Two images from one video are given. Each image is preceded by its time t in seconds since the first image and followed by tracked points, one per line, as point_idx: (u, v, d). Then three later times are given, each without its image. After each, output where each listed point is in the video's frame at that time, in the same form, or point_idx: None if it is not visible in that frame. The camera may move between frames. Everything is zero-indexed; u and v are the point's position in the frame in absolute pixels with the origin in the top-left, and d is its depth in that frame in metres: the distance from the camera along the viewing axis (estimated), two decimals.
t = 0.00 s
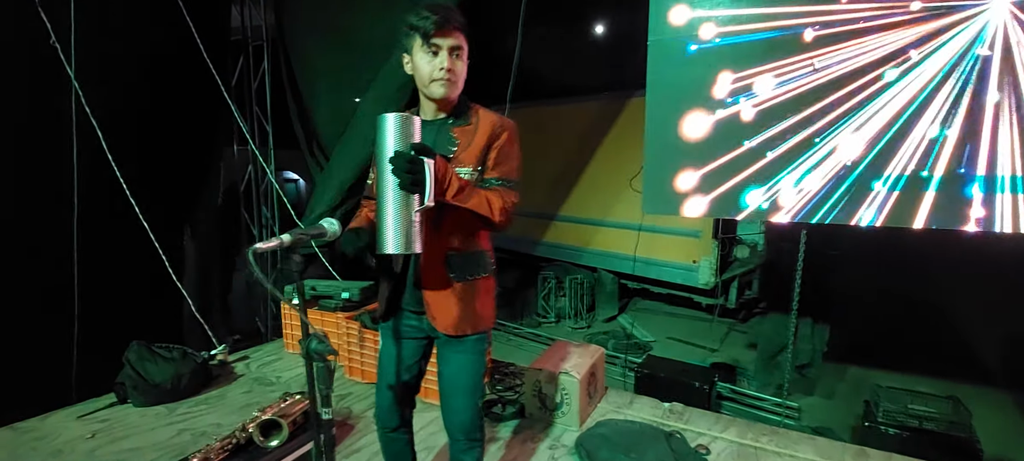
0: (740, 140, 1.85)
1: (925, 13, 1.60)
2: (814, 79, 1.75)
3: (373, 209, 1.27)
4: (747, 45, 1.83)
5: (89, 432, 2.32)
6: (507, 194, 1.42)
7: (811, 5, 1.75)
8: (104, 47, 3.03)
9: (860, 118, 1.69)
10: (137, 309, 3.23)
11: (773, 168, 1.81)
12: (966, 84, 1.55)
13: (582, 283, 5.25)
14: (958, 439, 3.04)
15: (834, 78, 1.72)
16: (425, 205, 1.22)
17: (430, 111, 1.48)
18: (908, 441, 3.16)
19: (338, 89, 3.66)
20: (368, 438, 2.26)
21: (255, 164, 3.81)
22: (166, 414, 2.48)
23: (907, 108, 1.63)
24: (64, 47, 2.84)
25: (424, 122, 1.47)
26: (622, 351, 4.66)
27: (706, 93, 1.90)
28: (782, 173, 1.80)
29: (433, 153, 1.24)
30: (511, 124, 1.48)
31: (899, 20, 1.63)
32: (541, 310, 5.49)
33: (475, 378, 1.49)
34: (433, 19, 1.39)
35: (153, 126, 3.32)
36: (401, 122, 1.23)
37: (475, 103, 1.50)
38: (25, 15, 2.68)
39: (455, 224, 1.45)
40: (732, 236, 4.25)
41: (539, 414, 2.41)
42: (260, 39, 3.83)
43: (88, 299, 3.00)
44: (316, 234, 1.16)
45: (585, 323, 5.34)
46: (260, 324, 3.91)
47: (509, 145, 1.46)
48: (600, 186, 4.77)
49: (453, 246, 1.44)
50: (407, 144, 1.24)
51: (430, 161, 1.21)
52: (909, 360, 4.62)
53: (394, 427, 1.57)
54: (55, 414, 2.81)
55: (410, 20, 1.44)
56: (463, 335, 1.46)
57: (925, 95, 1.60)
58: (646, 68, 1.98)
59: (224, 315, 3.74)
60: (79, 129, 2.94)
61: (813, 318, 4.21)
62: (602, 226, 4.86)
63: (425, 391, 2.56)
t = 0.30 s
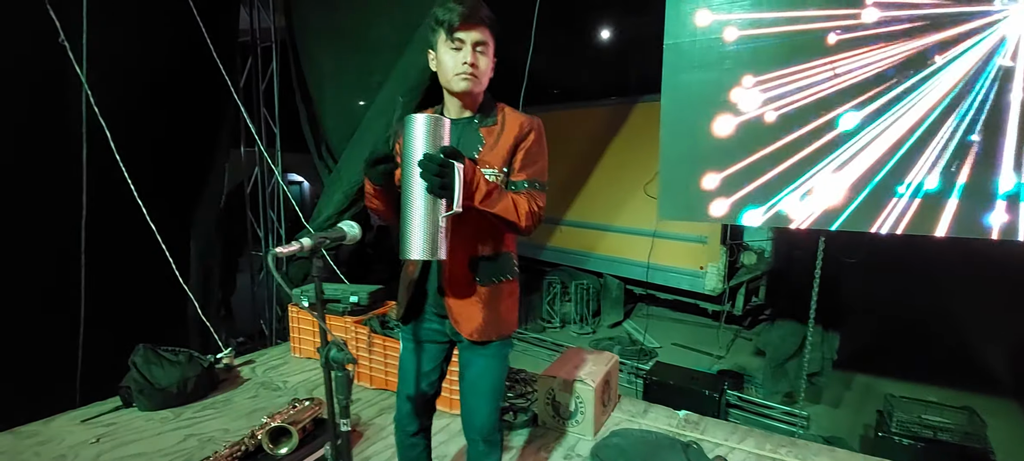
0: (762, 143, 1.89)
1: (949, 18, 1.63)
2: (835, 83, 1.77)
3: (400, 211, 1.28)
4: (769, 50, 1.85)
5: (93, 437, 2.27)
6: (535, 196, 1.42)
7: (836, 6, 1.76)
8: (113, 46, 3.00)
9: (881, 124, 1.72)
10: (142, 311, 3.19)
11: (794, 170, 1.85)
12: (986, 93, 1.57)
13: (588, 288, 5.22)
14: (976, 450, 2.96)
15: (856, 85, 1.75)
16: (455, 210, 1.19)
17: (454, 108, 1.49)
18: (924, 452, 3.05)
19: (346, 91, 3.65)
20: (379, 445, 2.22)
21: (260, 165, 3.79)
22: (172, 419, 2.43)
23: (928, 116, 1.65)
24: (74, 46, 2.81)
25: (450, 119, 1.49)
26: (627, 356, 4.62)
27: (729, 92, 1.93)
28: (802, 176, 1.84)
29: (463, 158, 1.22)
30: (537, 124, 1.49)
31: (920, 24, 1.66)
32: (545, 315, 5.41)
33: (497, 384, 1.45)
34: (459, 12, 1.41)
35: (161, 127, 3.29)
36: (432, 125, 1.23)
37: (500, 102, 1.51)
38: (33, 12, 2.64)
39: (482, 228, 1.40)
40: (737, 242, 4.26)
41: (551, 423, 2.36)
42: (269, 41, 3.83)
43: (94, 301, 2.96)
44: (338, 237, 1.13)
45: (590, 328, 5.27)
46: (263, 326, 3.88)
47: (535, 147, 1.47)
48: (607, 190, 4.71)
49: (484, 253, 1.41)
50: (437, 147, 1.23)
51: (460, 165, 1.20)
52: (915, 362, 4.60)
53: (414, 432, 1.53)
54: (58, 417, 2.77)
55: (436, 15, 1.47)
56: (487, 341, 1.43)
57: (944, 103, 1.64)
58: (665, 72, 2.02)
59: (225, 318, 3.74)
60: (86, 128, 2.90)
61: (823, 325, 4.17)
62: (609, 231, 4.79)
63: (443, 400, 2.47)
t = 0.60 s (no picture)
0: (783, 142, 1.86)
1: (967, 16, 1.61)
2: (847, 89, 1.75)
3: (424, 218, 1.28)
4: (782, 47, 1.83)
5: (107, 448, 2.26)
6: (556, 204, 1.41)
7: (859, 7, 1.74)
8: (124, 58, 3.01)
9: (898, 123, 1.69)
10: (153, 322, 3.18)
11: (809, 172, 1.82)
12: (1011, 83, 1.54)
13: (594, 293, 5.22)
14: (994, 454, 2.92)
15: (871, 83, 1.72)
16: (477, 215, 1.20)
17: (474, 113, 1.53)
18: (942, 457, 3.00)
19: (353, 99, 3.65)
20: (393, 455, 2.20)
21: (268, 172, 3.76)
22: (185, 430, 2.42)
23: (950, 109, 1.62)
24: (85, 58, 2.82)
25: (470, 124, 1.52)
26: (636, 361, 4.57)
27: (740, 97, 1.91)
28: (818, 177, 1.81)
29: (487, 162, 1.23)
30: (558, 132, 1.49)
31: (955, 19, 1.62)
32: (552, 319, 5.40)
33: (516, 394, 1.44)
34: (477, 15, 1.44)
35: (171, 138, 3.30)
36: (457, 130, 1.24)
37: (520, 108, 1.52)
38: (46, 24, 2.66)
39: (505, 237, 1.40)
40: (748, 242, 4.14)
41: (566, 432, 2.33)
42: (276, 50, 3.87)
43: (106, 312, 2.95)
44: (358, 250, 1.12)
45: (597, 332, 5.23)
46: (272, 334, 3.84)
47: (556, 155, 1.47)
48: (613, 194, 4.68)
49: (501, 258, 1.40)
50: (460, 152, 1.24)
51: (484, 170, 1.20)
52: (926, 364, 4.56)
53: (433, 443, 1.52)
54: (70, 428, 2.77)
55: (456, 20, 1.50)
56: (506, 351, 1.41)
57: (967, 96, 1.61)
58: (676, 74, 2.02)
59: (233, 326, 3.80)
60: (100, 139, 2.91)
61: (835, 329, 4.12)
62: (615, 234, 4.77)
63: (460, 410, 2.44)
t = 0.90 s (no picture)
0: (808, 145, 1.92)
1: (976, 19, 1.70)
2: (859, 97, 1.84)
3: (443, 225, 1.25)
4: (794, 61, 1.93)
5: (119, 456, 2.24)
6: (580, 214, 1.39)
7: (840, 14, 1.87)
8: (136, 64, 3.01)
9: (913, 128, 1.77)
10: (162, 328, 3.16)
11: (830, 178, 1.88)
12: None
13: (600, 298, 5.20)
14: None
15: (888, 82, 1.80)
16: (496, 221, 1.18)
17: (497, 124, 1.51)
18: None
19: (360, 104, 3.64)
20: None
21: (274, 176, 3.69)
22: (197, 437, 2.40)
23: (972, 104, 1.71)
24: (97, 64, 2.81)
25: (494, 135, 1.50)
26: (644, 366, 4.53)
27: (750, 103, 2.01)
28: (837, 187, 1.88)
29: (509, 168, 1.20)
30: (583, 141, 1.47)
31: (928, 21, 1.76)
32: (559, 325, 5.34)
33: (541, 408, 1.42)
34: (498, 26, 1.41)
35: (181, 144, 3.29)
36: (478, 133, 1.21)
37: (543, 117, 1.51)
38: (60, 30, 2.66)
39: (526, 246, 1.38)
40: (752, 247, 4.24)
41: (582, 440, 2.31)
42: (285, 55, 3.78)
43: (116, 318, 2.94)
44: (389, 259, 1.10)
45: (603, 337, 5.15)
46: (279, 340, 3.82)
47: (581, 164, 1.45)
48: (620, 199, 4.70)
49: (518, 262, 1.38)
50: (484, 156, 1.21)
51: (506, 176, 1.17)
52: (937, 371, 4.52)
53: (452, 459, 1.49)
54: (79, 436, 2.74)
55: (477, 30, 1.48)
56: (530, 364, 1.39)
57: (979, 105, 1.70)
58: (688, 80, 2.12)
59: (240, 330, 3.75)
60: (113, 146, 2.91)
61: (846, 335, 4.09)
62: (621, 239, 4.75)
63: (482, 420, 2.38)
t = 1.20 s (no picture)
0: (802, 165, 1.94)
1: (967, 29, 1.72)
2: (859, 109, 1.85)
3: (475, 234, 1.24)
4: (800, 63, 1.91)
5: None
6: (611, 216, 1.40)
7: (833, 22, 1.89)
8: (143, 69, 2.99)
9: (911, 144, 1.78)
10: (169, 335, 3.13)
11: (809, 207, 1.93)
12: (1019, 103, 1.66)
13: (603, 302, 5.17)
14: None
15: (878, 92, 1.82)
16: (529, 229, 1.19)
17: (523, 127, 1.50)
18: None
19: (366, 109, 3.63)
20: None
21: (279, 181, 3.71)
22: (209, 446, 2.37)
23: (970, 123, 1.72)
24: (104, 69, 2.79)
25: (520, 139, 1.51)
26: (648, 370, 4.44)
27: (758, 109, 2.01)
28: (818, 217, 1.92)
29: (539, 172, 1.20)
30: (612, 144, 1.48)
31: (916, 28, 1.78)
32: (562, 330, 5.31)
33: (569, 417, 1.40)
34: (525, 29, 1.41)
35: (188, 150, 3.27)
36: (510, 138, 1.20)
37: (570, 120, 1.51)
38: (68, 35, 2.64)
39: (556, 250, 1.38)
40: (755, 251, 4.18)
41: (598, 448, 2.29)
42: (287, 59, 3.74)
43: (123, 326, 2.91)
44: (424, 266, 1.09)
45: (604, 341, 5.18)
46: (283, 346, 3.79)
47: (610, 167, 1.46)
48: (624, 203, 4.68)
49: (547, 269, 1.38)
50: (512, 162, 1.20)
51: (536, 180, 1.17)
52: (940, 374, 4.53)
53: None
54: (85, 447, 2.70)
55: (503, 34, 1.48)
56: (559, 371, 1.38)
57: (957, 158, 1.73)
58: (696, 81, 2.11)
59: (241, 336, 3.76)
60: (120, 152, 2.89)
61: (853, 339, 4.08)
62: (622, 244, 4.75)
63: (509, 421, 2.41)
